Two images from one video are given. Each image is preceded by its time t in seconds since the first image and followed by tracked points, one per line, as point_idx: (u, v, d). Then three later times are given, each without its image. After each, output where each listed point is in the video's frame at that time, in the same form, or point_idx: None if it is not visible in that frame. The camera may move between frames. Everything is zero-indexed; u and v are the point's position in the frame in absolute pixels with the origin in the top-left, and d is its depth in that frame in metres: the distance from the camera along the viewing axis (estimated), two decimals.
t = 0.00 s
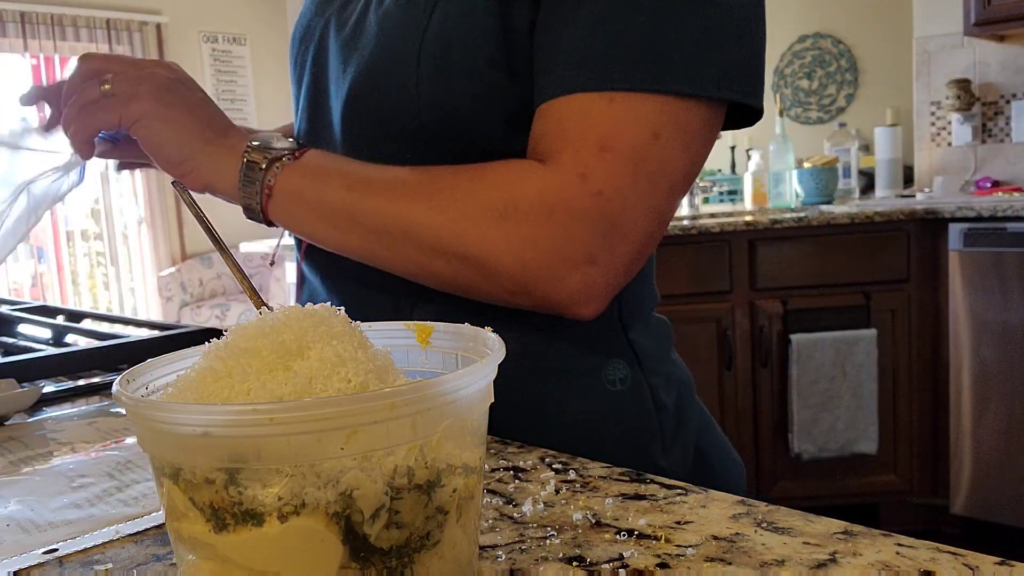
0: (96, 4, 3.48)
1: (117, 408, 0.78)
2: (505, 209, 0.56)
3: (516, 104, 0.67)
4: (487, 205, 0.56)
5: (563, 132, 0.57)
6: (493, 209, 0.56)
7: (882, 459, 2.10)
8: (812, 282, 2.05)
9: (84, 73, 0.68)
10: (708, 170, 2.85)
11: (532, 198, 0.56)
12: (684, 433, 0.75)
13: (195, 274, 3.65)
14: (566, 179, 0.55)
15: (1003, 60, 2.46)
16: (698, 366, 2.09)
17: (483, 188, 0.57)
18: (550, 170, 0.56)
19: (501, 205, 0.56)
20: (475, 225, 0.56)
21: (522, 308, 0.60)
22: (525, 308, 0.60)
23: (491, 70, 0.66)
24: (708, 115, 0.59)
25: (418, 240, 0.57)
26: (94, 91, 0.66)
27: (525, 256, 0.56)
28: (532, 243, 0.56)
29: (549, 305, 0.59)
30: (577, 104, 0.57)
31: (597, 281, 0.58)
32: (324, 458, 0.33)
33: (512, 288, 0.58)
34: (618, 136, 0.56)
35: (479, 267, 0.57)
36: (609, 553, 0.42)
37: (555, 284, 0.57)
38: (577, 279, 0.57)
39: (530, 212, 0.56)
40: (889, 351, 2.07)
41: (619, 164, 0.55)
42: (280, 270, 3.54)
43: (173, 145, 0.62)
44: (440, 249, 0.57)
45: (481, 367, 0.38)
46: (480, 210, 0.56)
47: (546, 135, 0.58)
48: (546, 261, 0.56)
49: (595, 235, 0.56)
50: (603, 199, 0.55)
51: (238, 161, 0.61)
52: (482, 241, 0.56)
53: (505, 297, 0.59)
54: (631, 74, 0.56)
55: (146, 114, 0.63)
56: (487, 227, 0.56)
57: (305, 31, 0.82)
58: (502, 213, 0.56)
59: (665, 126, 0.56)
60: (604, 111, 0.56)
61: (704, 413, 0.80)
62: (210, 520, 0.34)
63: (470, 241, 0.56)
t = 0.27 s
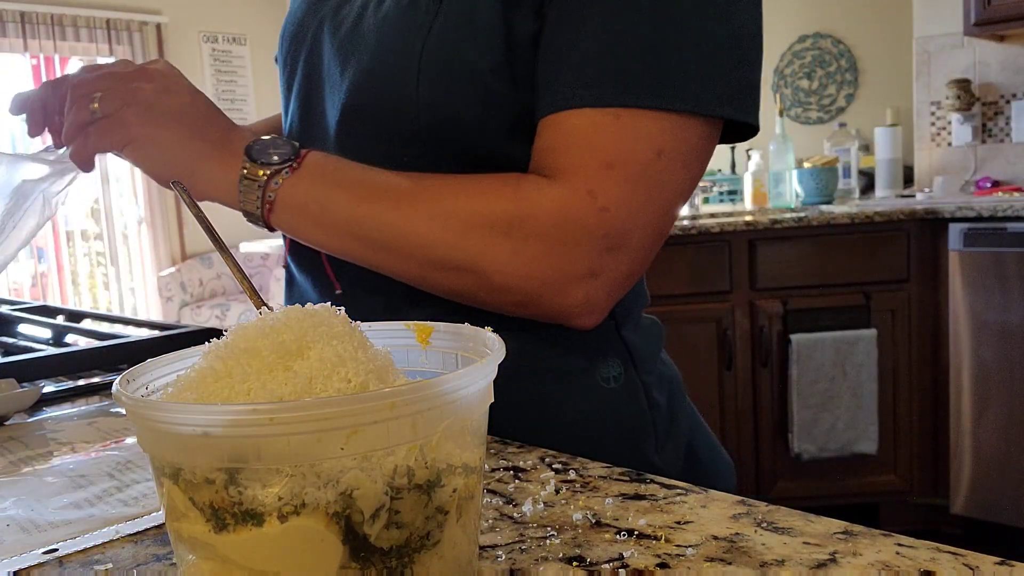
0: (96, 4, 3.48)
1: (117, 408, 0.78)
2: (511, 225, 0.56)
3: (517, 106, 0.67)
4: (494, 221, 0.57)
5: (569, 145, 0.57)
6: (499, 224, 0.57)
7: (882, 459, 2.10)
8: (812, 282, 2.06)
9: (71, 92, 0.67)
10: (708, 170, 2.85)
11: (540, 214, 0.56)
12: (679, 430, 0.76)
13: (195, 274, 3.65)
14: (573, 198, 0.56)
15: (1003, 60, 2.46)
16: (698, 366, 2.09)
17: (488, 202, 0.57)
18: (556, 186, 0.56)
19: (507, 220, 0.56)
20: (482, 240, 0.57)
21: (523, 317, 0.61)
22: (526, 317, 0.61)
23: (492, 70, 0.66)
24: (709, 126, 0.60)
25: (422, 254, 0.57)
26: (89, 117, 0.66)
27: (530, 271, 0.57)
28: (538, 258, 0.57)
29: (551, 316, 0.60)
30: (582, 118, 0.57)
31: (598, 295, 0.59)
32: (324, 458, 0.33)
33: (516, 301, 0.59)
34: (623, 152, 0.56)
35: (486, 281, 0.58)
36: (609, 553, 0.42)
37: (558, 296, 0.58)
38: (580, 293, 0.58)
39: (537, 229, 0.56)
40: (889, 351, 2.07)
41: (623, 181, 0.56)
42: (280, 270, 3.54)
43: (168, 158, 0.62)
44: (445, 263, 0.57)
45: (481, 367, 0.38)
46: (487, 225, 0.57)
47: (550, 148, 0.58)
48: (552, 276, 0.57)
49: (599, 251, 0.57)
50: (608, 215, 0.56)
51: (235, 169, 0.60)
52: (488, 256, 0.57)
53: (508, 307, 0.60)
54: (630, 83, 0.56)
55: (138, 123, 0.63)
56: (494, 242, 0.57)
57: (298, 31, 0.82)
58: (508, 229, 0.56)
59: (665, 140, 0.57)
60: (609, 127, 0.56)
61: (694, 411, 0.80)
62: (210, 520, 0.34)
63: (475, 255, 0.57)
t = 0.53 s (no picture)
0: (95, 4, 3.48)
1: (117, 408, 0.78)
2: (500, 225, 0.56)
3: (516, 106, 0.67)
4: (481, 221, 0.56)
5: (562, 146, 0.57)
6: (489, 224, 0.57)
7: (882, 459, 2.10)
8: (812, 282, 2.06)
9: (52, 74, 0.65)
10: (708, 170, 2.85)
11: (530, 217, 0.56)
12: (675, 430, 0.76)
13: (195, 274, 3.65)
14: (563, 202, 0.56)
15: (1003, 60, 2.46)
16: (698, 366, 2.09)
17: (478, 202, 0.57)
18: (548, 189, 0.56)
19: (496, 220, 0.56)
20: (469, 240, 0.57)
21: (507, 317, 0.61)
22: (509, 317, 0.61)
23: (492, 70, 0.66)
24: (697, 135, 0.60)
25: (410, 251, 0.57)
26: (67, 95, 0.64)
27: (514, 273, 0.57)
28: (524, 260, 0.57)
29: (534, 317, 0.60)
30: (577, 119, 0.57)
31: (582, 299, 0.59)
32: (324, 458, 0.33)
33: (499, 302, 0.59)
34: (613, 156, 0.56)
35: (471, 280, 0.58)
36: (609, 553, 0.42)
37: (542, 298, 0.59)
38: (563, 295, 0.59)
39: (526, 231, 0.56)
40: (889, 351, 2.07)
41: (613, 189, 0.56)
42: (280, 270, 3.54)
43: (150, 146, 0.61)
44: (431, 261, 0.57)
45: (481, 367, 0.38)
46: (475, 224, 0.57)
47: (540, 150, 0.58)
48: (536, 278, 0.57)
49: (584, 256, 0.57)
50: (595, 219, 0.56)
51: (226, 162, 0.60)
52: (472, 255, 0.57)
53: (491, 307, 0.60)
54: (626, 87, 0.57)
55: (123, 113, 0.61)
56: (482, 242, 0.57)
57: (296, 32, 0.82)
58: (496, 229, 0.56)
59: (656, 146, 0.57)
60: (600, 131, 0.56)
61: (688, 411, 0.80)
62: (210, 520, 0.34)
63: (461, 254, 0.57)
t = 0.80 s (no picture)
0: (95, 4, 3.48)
1: (117, 408, 0.78)
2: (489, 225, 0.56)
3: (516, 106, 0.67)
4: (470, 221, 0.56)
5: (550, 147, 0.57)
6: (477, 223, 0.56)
7: (882, 459, 2.10)
8: (812, 282, 2.06)
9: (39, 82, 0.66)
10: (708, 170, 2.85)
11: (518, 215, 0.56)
12: (676, 429, 0.76)
13: (195, 274, 3.65)
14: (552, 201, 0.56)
15: (1003, 60, 2.46)
16: (698, 366, 2.09)
17: (466, 201, 0.57)
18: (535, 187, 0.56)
19: (486, 220, 0.56)
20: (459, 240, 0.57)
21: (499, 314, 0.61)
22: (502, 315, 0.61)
23: (491, 70, 0.66)
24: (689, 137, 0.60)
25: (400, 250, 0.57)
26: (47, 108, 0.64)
27: (505, 271, 0.57)
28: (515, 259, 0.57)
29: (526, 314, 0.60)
30: (565, 118, 0.57)
31: (574, 294, 0.59)
32: (324, 458, 0.33)
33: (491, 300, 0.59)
34: (602, 153, 0.56)
35: (462, 280, 0.58)
36: (609, 553, 0.42)
37: (533, 295, 0.58)
38: (555, 292, 0.59)
39: (515, 230, 0.56)
40: (889, 351, 2.07)
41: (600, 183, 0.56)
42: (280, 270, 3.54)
43: (135, 154, 0.60)
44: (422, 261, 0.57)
45: (481, 367, 0.38)
46: (464, 224, 0.56)
47: (530, 147, 0.58)
48: (528, 276, 0.57)
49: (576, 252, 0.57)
50: (583, 216, 0.56)
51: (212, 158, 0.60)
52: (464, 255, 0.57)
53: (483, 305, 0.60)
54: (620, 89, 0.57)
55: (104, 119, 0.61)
56: (472, 243, 0.57)
57: (296, 32, 0.82)
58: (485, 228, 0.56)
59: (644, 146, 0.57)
60: (589, 128, 0.56)
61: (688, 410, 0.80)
62: (210, 520, 0.34)
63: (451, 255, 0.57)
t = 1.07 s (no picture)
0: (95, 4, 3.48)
1: (117, 408, 0.78)
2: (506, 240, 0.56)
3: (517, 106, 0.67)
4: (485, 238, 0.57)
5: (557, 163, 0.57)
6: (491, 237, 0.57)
7: (882, 459, 2.10)
8: (812, 282, 2.06)
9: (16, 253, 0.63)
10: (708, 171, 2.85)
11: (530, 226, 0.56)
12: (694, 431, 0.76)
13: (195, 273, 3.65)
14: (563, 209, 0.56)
15: (1003, 60, 2.46)
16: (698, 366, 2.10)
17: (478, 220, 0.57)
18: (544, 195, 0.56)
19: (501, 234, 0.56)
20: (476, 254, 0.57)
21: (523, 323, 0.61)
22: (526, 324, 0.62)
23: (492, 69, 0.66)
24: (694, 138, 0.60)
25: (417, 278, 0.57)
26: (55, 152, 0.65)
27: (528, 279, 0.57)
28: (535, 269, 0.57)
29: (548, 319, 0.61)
30: (574, 120, 0.57)
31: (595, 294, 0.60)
32: (324, 458, 0.33)
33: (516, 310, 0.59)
34: (615, 154, 0.56)
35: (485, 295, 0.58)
36: (609, 553, 0.42)
37: (553, 299, 0.58)
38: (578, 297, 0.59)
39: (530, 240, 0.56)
40: (889, 351, 2.07)
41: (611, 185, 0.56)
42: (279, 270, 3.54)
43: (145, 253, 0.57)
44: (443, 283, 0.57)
45: (481, 367, 0.38)
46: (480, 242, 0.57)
47: (540, 152, 0.58)
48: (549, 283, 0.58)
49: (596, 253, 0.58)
50: (598, 216, 0.56)
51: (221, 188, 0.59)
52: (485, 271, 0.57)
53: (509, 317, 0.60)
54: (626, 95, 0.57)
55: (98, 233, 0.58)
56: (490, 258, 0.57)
57: (300, 34, 0.81)
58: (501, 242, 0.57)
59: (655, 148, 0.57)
60: (601, 127, 0.56)
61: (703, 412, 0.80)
62: (210, 520, 0.34)
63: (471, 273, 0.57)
